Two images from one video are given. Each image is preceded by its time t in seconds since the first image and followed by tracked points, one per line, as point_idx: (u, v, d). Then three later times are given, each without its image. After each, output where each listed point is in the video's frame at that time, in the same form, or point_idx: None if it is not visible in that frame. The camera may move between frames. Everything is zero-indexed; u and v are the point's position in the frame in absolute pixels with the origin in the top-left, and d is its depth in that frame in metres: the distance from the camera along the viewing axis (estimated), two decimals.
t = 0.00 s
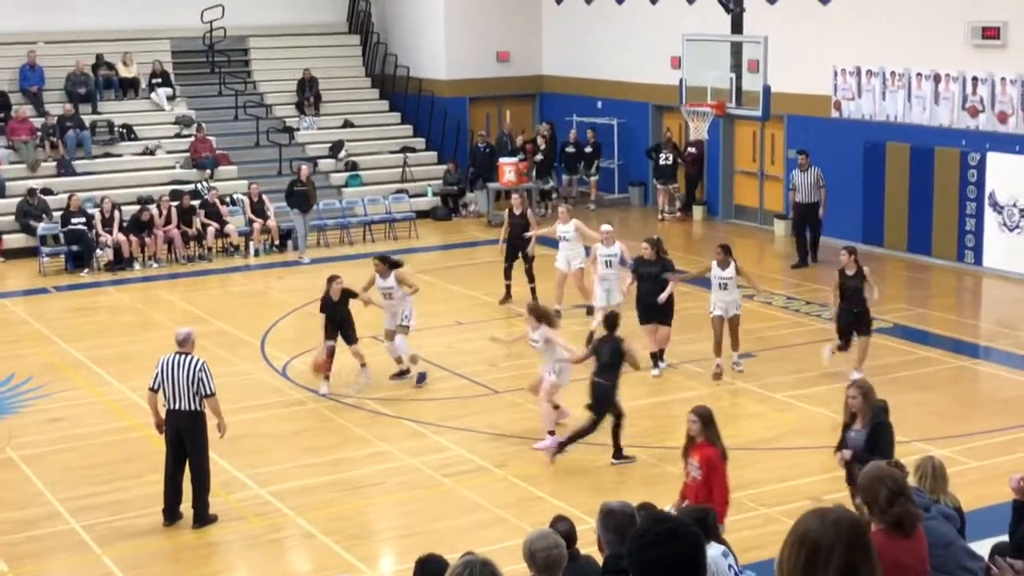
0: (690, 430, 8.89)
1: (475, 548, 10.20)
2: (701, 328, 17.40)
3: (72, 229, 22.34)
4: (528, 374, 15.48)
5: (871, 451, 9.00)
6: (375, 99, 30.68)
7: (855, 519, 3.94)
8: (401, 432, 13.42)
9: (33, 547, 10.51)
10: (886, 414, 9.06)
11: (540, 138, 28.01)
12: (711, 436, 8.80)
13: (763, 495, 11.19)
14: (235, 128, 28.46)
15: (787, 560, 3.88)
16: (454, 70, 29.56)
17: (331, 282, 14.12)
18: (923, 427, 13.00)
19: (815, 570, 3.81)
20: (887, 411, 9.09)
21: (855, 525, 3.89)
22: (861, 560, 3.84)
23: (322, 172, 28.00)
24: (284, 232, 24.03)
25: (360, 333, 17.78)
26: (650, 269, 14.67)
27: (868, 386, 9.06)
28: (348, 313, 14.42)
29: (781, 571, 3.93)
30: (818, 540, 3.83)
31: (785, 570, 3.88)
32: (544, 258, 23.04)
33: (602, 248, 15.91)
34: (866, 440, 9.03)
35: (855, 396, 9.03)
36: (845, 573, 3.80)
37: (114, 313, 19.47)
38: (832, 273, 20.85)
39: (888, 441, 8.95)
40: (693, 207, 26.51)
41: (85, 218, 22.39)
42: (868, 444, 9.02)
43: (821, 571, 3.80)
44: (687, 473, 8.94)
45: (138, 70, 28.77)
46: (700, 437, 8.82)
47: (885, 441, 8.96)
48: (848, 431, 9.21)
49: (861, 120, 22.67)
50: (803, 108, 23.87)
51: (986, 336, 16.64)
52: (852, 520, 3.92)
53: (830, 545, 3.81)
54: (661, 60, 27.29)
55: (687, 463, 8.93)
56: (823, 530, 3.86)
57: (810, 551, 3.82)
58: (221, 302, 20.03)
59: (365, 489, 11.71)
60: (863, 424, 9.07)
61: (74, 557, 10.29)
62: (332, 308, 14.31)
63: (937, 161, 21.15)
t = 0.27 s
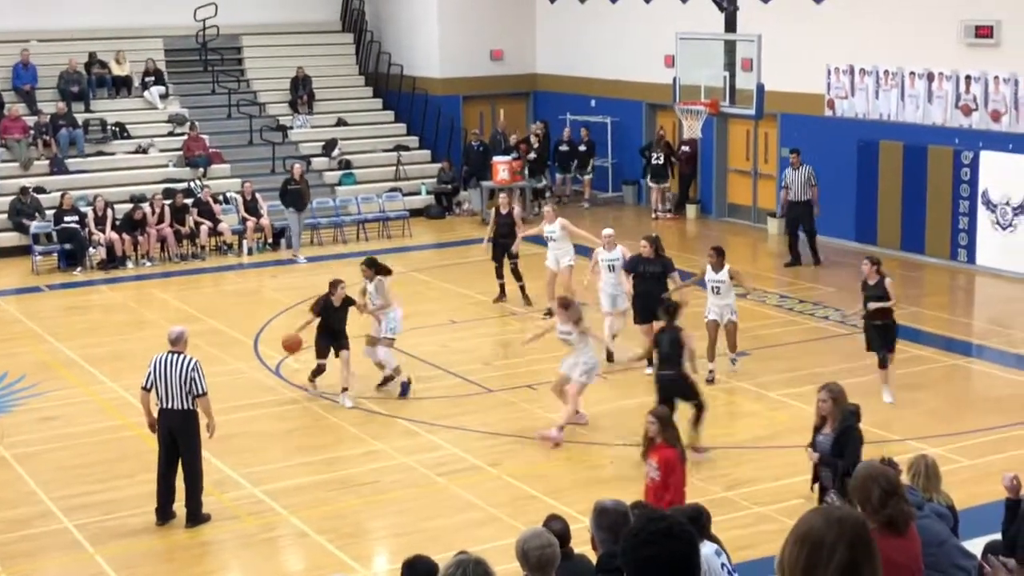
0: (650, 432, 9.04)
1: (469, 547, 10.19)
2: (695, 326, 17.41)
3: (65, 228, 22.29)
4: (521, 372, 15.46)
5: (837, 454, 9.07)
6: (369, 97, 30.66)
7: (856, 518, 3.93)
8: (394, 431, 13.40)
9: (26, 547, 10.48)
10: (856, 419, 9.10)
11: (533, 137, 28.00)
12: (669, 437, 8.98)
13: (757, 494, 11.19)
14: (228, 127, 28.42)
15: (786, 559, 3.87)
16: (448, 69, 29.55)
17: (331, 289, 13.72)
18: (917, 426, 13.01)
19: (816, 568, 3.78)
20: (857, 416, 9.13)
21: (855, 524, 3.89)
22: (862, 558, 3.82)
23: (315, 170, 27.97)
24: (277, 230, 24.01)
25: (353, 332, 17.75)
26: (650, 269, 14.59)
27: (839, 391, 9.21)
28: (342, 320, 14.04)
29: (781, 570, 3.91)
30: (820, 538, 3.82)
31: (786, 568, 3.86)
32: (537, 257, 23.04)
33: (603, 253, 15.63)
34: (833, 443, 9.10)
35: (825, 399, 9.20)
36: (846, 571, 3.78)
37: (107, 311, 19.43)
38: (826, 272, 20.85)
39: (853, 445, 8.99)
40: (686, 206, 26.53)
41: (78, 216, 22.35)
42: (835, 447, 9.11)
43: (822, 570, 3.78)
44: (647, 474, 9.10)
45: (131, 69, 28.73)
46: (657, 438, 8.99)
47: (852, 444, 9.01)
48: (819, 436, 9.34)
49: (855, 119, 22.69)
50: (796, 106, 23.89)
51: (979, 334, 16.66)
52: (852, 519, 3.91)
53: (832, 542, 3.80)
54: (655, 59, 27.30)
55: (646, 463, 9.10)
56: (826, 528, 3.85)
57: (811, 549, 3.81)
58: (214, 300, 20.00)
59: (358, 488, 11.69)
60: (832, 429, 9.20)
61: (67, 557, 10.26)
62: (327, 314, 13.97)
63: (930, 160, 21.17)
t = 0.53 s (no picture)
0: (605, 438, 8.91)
1: (461, 547, 10.19)
2: (688, 327, 17.42)
3: (57, 228, 22.25)
4: (515, 373, 15.46)
5: (803, 459, 8.47)
6: (361, 98, 30.64)
7: (860, 519, 3.80)
8: (388, 431, 13.39)
9: (18, 547, 10.46)
10: (822, 423, 8.53)
11: (526, 137, 27.97)
12: (622, 442, 8.82)
13: (750, 493, 11.20)
14: (220, 127, 28.38)
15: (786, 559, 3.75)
16: (441, 69, 29.53)
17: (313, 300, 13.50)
18: (909, 425, 13.03)
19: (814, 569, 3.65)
20: (823, 420, 8.57)
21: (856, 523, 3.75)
22: (863, 559, 3.67)
23: (308, 171, 27.94)
24: (269, 231, 23.98)
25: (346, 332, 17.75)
26: (650, 269, 14.52)
27: (804, 395, 8.70)
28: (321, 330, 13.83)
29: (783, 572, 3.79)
30: (820, 536, 3.70)
31: (785, 568, 3.74)
32: (530, 257, 23.03)
33: (609, 252, 15.90)
34: (798, 447, 8.54)
35: (790, 402, 8.68)
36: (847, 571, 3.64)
37: (100, 312, 19.40)
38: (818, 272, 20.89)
39: (819, 448, 8.40)
40: (679, 206, 26.53)
41: (70, 216, 22.31)
42: (800, 451, 8.53)
43: (821, 570, 3.64)
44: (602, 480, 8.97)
45: (124, 69, 28.68)
46: (609, 443, 8.85)
47: (820, 448, 8.42)
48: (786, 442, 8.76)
49: (847, 119, 22.72)
50: (789, 107, 23.92)
51: (971, 334, 16.69)
52: (854, 520, 3.78)
53: (831, 538, 3.68)
54: (648, 59, 27.30)
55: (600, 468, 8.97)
56: (825, 527, 3.72)
57: (810, 548, 3.68)
58: (207, 301, 19.98)
59: (351, 488, 11.68)
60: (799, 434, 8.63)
61: (59, 557, 10.25)
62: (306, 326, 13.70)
63: (922, 160, 21.20)
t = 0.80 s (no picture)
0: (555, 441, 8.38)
1: (453, 547, 10.18)
2: (680, 325, 17.43)
3: (49, 227, 22.21)
4: (508, 372, 15.44)
5: (766, 461, 8.13)
6: (353, 97, 30.62)
7: (845, 520, 3.83)
8: (380, 430, 13.38)
9: (9, 547, 10.43)
10: (782, 424, 8.20)
11: (518, 136, 27.96)
12: (578, 444, 8.30)
13: (742, 493, 11.21)
14: (212, 126, 28.34)
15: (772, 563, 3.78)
16: (433, 68, 29.51)
17: (267, 312, 13.01)
18: (901, 425, 13.04)
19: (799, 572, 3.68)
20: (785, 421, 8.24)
21: (842, 525, 3.77)
22: (849, 562, 3.70)
23: (300, 169, 27.92)
24: (262, 230, 23.95)
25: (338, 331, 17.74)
26: (640, 270, 14.55)
27: (765, 395, 8.26)
28: (286, 335, 13.38)
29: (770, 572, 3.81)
30: (806, 539, 3.72)
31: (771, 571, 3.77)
32: (523, 256, 23.03)
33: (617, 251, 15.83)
34: (761, 450, 8.19)
35: (751, 404, 8.24)
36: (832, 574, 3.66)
37: (92, 310, 19.38)
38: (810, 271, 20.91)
39: (782, 450, 8.06)
40: (671, 205, 26.54)
41: (62, 215, 22.27)
42: (762, 454, 8.19)
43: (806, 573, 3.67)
44: (556, 482, 8.39)
45: (116, 67, 28.64)
46: (564, 444, 8.31)
47: (783, 450, 8.07)
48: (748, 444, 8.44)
49: (839, 118, 22.76)
50: (781, 106, 23.94)
51: (963, 333, 16.71)
52: (840, 522, 3.81)
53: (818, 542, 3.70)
54: (640, 58, 27.31)
55: (554, 474, 8.39)
56: (811, 530, 3.75)
57: (796, 552, 3.71)
58: (199, 300, 19.96)
59: (343, 488, 11.67)
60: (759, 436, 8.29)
61: (50, 557, 10.23)
62: (268, 334, 13.25)
63: (914, 159, 21.22)
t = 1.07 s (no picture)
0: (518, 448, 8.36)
1: (448, 545, 10.18)
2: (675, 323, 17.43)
3: (43, 225, 22.17)
4: (503, 370, 15.43)
5: (743, 459, 8.31)
6: (348, 95, 30.60)
7: (826, 522, 4.08)
8: (375, 428, 13.37)
9: (3, 545, 10.43)
10: (759, 422, 8.38)
11: (513, 134, 27.96)
12: (541, 451, 8.25)
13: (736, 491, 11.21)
14: (207, 123, 28.31)
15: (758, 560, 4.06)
16: (428, 66, 29.48)
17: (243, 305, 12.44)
18: (896, 423, 13.06)
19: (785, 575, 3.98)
20: (761, 419, 8.43)
21: (827, 531, 4.03)
22: (830, 563, 3.98)
23: (295, 167, 27.90)
24: (256, 228, 23.93)
25: (332, 330, 17.73)
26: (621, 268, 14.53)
27: (743, 392, 8.41)
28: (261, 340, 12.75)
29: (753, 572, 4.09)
30: (791, 541, 4.00)
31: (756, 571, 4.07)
32: (517, 255, 23.03)
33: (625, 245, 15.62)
34: (737, 447, 8.35)
35: (729, 402, 8.38)
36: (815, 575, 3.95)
37: (86, 308, 19.35)
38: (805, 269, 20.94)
39: (759, 449, 8.25)
40: (666, 203, 26.55)
41: (57, 213, 22.24)
42: (740, 451, 8.35)
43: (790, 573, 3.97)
44: (517, 491, 8.35)
45: (110, 65, 28.59)
46: (523, 454, 8.27)
47: (762, 451, 8.23)
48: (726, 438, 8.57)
49: (834, 116, 22.78)
50: (775, 105, 23.96)
51: (958, 331, 16.73)
52: (821, 523, 4.07)
53: (802, 544, 3.98)
54: (635, 57, 27.30)
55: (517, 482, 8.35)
56: (794, 532, 4.02)
57: (780, 555, 4.00)
58: (193, 298, 19.93)
59: (338, 486, 11.66)
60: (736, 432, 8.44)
61: (45, 555, 10.22)
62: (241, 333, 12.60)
63: (909, 158, 21.24)
